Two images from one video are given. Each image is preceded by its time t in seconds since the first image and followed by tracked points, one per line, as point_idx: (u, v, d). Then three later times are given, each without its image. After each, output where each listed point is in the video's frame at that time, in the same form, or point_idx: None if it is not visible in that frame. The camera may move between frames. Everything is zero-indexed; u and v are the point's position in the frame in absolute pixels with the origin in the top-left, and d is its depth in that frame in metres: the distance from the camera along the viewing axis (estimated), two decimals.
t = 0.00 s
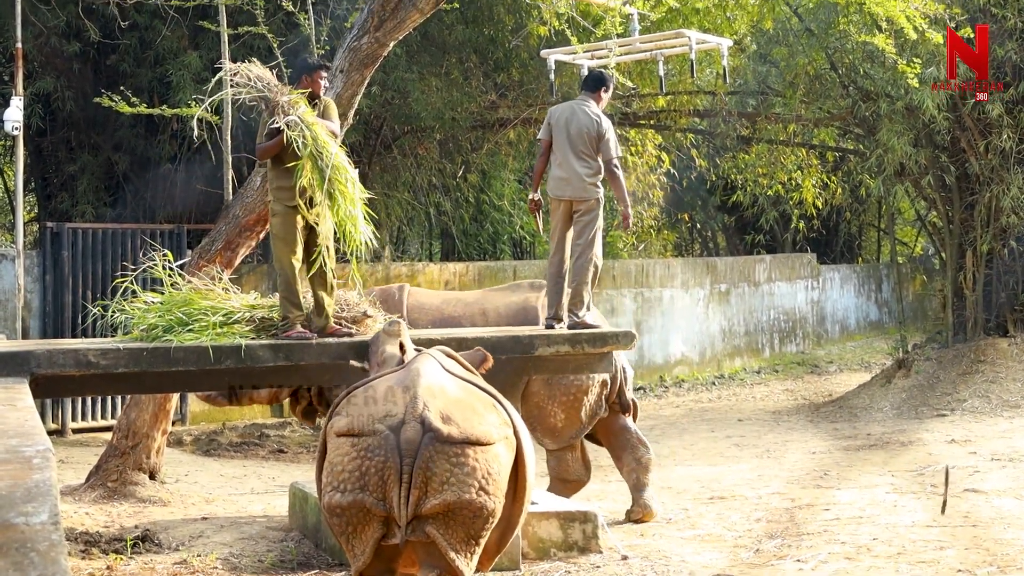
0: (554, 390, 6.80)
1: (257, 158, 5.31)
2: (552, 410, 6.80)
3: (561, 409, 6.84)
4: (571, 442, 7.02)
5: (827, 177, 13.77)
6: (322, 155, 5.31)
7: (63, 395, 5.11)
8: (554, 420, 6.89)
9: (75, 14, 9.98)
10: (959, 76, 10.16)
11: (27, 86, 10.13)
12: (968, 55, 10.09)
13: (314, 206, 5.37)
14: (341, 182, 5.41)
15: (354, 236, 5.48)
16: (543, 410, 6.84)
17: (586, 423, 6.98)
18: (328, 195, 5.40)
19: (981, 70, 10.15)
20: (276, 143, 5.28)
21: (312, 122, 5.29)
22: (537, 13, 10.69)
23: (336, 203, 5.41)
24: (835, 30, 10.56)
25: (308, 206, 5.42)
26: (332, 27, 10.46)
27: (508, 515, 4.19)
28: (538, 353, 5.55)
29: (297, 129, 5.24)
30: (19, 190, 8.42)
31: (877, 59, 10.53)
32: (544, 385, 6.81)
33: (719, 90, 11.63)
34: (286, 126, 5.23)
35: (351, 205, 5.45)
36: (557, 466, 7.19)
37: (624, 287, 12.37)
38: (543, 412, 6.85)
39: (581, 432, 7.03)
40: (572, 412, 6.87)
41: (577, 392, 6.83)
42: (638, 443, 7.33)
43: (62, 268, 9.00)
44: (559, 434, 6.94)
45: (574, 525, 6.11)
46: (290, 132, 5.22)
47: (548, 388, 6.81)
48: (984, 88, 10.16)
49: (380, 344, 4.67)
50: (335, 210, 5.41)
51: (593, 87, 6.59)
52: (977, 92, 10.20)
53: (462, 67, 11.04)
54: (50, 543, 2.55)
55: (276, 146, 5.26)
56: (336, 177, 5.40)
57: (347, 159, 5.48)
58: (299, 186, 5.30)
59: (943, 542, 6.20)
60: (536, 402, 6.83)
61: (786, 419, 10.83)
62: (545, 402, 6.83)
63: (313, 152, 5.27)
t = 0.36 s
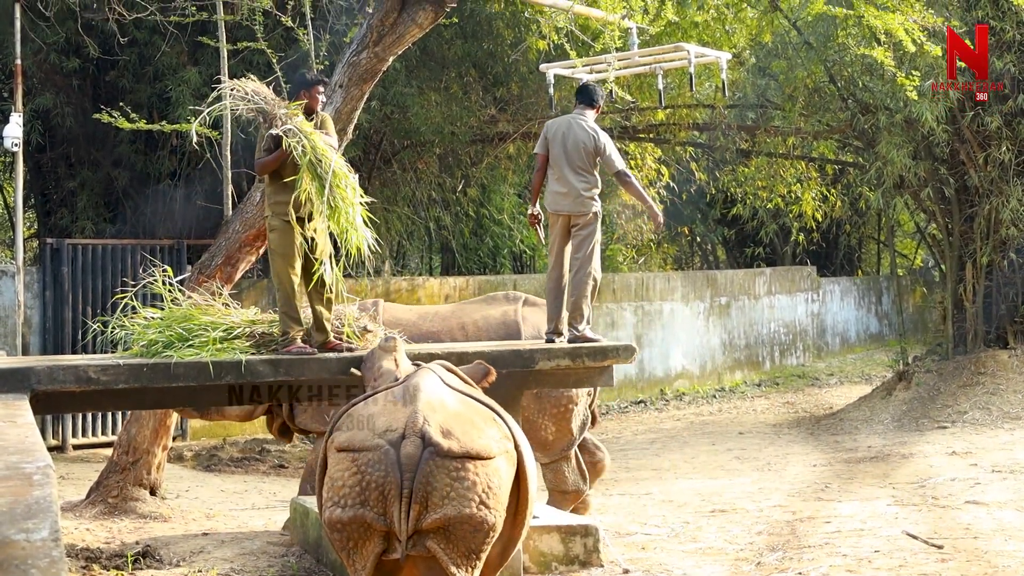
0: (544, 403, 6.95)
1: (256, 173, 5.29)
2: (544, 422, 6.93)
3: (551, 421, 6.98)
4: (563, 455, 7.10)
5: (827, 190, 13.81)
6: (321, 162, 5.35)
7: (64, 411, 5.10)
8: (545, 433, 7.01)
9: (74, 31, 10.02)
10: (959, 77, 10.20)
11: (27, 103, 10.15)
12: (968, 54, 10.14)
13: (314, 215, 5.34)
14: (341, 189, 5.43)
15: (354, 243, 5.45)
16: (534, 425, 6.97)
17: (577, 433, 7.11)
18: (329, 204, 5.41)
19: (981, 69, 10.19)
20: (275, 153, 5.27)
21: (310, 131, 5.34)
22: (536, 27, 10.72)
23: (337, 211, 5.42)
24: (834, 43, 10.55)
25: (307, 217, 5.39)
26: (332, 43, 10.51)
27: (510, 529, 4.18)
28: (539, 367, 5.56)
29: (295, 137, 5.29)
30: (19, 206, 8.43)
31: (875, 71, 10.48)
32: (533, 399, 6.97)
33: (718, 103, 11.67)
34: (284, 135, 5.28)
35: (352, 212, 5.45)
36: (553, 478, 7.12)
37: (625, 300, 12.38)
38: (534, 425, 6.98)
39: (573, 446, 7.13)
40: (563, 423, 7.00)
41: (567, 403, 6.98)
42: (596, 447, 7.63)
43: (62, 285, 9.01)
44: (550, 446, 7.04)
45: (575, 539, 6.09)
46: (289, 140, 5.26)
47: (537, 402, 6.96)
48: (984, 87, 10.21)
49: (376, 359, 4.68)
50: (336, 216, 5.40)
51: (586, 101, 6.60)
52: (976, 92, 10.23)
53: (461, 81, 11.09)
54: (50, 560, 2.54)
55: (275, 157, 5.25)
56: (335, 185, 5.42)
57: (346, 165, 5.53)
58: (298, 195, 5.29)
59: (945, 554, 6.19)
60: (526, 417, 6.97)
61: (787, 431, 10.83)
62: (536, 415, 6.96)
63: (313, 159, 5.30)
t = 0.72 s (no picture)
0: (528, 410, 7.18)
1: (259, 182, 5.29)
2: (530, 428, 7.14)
3: (537, 427, 7.19)
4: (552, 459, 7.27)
5: (826, 200, 13.83)
6: (325, 167, 5.38)
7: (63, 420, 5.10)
8: (531, 440, 7.20)
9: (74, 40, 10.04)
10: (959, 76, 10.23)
11: (27, 112, 10.17)
12: (968, 54, 10.18)
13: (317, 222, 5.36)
14: (346, 191, 5.46)
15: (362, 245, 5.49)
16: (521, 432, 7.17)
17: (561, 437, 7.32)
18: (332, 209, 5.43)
19: (981, 69, 10.21)
20: (280, 160, 5.26)
21: (311, 137, 5.36)
22: (535, 37, 10.74)
23: (343, 213, 5.44)
24: (834, 52, 10.51)
25: (311, 225, 5.41)
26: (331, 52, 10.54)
27: (509, 540, 4.18)
28: (538, 377, 5.56)
29: (298, 143, 5.30)
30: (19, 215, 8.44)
31: (875, 82, 10.46)
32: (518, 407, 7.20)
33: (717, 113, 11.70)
34: (287, 141, 5.27)
35: (358, 214, 5.48)
36: (546, 483, 7.24)
37: (624, 309, 12.39)
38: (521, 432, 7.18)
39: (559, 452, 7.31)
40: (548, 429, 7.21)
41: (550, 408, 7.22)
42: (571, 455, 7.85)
43: (62, 294, 9.02)
44: (538, 451, 7.22)
45: (574, 549, 5.68)
46: (293, 146, 5.26)
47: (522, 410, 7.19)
48: (984, 87, 10.19)
49: (374, 368, 4.68)
50: (342, 219, 5.43)
51: (580, 110, 6.62)
52: (976, 92, 10.22)
53: (460, 91, 11.13)
54: (49, 569, 2.55)
55: (280, 165, 5.23)
56: (339, 188, 5.44)
57: (349, 168, 5.55)
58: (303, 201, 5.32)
59: (944, 565, 6.18)
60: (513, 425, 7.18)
61: (787, 442, 10.82)
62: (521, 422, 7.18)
63: (316, 164, 5.32)
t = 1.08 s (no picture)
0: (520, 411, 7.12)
1: (261, 186, 5.30)
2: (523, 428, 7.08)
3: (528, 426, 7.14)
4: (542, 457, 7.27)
5: (826, 206, 13.84)
6: (328, 167, 5.39)
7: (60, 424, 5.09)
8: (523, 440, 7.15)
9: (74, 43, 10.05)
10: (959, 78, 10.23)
11: (27, 115, 10.18)
12: (968, 54, 10.19)
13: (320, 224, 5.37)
14: (349, 191, 5.47)
15: (365, 244, 5.47)
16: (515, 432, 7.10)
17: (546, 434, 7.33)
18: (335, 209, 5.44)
19: (981, 70, 10.21)
20: (283, 163, 5.28)
21: (313, 138, 5.38)
22: (535, 42, 10.76)
23: (347, 214, 5.45)
24: (834, 57, 10.51)
25: (313, 227, 5.41)
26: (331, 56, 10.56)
27: (506, 544, 4.18)
28: (537, 381, 5.55)
29: (300, 143, 5.32)
30: (19, 218, 8.44)
31: (874, 87, 10.46)
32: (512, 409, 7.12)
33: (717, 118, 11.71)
34: (290, 142, 5.28)
35: (361, 214, 5.48)
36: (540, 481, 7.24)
37: (624, 314, 12.40)
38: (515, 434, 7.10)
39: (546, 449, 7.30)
40: (537, 427, 7.24)
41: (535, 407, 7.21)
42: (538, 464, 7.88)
43: (60, 297, 9.02)
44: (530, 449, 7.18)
45: (573, 553, 5.66)
46: (296, 146, 5.29)
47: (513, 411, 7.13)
48: (984, 88, 10.16)
49: (373, 372, 4.66)
50: (345, 220, 5.43)
51: (578, 115, 6.63)
52: (976, 92, 10.20)
53: (460, 95, 11.16)
54: (47, 572, 2.54)
55: (281, 168, 5.26)
56: (343, 188, 5.46)
57: (352, 168, 5.56)
58: (306, 201, 5.33)
59: (943, 570, 6.17)
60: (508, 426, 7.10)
61: (785, 446, 10.82)
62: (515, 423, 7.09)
63: (318, 165, 5.34)
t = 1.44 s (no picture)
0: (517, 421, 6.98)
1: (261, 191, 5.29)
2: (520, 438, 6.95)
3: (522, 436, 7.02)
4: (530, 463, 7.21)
5: (826, 207, 13.84)
6: (327, 169, 5.40)
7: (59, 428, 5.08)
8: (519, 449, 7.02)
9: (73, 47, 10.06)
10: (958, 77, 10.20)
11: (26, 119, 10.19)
12: (968, 54, 10.17)
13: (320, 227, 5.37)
14: (348, 192, 5.47)
15: (364, 244, 5.47)
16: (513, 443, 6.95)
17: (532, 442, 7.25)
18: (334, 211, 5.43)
19: (981, 70, 10.18)
20: (282, 166, 5.28)
21: (312, 139, 5.39)
22: (534, 44, 10.75)
23: (346, 214, 5.44)
24: (831, 58, 10.45)
25: (312, 231, 5.41)
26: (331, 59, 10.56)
27: (506, 545, 4.20)
28: (537, 384, 5.54)
29: (299, 145, 5.33)
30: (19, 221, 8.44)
31: (873, 88, 10.47)
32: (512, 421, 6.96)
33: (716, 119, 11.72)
34: (290, 143, 5.29)
35: (360, 213, 5.48)
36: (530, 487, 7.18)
37: (624, 316, 12.41)
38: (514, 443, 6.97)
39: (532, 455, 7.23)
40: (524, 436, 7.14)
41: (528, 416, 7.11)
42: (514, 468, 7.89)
43: (60, 301, 9.02)
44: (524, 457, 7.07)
45: (574, 556, 5.66)
46: (295, 150, 5.28)
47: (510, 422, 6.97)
48: (984, 88, 10.13)
49: (375, 375, 4.64)
50: (344, 221, 5.43)
51: (578, 115, 6.60)
52: (976, 92, 10.16)
53: (459, 98, 11.17)
54: None
55: (281, 173, 5.25)
56: (341, 188, 5.46)
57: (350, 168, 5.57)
58: (307, 203, 5.34)
59: (944, 571, 6.16)
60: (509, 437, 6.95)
61: (786, 448, 10.82)
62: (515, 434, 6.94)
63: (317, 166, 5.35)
